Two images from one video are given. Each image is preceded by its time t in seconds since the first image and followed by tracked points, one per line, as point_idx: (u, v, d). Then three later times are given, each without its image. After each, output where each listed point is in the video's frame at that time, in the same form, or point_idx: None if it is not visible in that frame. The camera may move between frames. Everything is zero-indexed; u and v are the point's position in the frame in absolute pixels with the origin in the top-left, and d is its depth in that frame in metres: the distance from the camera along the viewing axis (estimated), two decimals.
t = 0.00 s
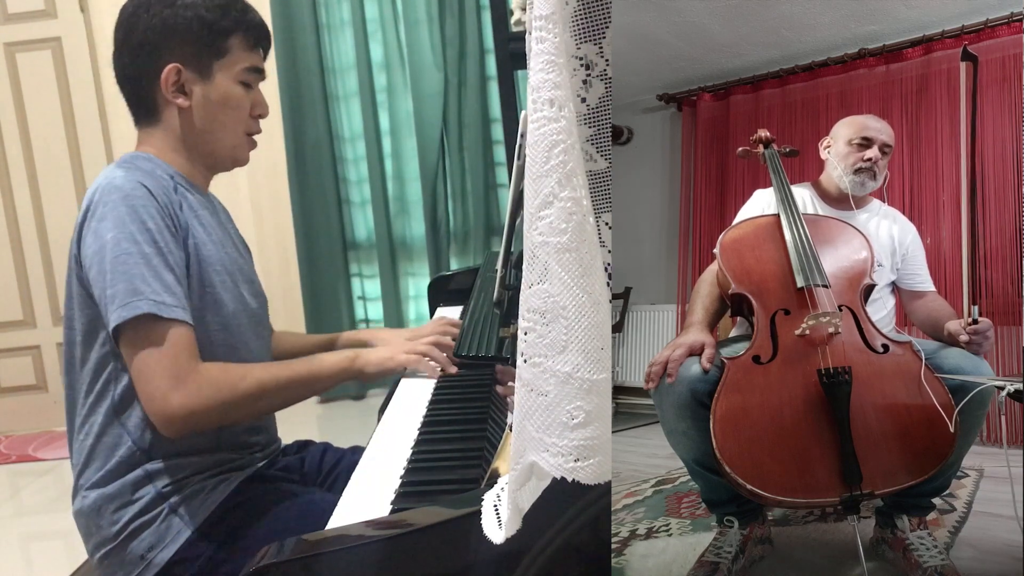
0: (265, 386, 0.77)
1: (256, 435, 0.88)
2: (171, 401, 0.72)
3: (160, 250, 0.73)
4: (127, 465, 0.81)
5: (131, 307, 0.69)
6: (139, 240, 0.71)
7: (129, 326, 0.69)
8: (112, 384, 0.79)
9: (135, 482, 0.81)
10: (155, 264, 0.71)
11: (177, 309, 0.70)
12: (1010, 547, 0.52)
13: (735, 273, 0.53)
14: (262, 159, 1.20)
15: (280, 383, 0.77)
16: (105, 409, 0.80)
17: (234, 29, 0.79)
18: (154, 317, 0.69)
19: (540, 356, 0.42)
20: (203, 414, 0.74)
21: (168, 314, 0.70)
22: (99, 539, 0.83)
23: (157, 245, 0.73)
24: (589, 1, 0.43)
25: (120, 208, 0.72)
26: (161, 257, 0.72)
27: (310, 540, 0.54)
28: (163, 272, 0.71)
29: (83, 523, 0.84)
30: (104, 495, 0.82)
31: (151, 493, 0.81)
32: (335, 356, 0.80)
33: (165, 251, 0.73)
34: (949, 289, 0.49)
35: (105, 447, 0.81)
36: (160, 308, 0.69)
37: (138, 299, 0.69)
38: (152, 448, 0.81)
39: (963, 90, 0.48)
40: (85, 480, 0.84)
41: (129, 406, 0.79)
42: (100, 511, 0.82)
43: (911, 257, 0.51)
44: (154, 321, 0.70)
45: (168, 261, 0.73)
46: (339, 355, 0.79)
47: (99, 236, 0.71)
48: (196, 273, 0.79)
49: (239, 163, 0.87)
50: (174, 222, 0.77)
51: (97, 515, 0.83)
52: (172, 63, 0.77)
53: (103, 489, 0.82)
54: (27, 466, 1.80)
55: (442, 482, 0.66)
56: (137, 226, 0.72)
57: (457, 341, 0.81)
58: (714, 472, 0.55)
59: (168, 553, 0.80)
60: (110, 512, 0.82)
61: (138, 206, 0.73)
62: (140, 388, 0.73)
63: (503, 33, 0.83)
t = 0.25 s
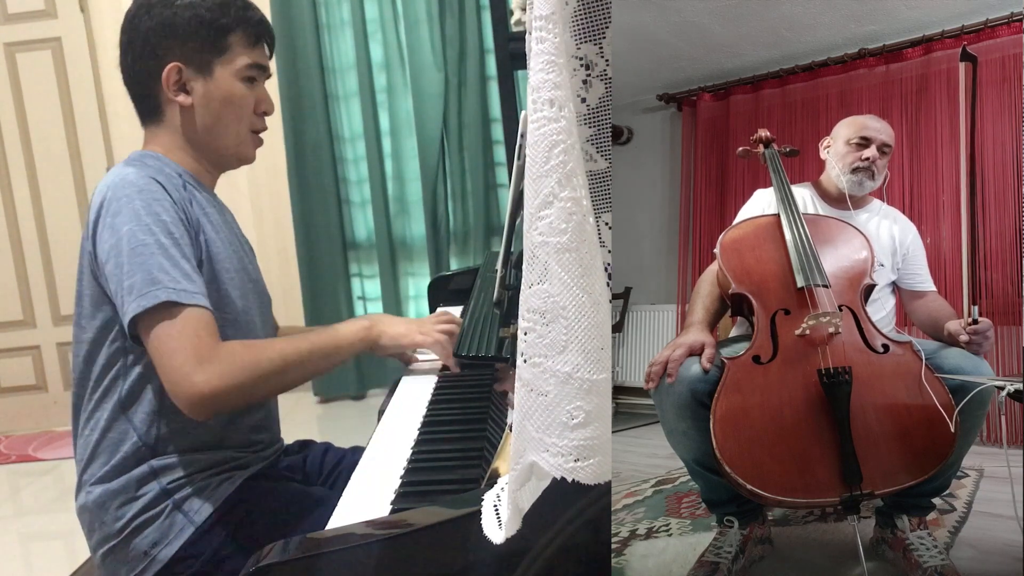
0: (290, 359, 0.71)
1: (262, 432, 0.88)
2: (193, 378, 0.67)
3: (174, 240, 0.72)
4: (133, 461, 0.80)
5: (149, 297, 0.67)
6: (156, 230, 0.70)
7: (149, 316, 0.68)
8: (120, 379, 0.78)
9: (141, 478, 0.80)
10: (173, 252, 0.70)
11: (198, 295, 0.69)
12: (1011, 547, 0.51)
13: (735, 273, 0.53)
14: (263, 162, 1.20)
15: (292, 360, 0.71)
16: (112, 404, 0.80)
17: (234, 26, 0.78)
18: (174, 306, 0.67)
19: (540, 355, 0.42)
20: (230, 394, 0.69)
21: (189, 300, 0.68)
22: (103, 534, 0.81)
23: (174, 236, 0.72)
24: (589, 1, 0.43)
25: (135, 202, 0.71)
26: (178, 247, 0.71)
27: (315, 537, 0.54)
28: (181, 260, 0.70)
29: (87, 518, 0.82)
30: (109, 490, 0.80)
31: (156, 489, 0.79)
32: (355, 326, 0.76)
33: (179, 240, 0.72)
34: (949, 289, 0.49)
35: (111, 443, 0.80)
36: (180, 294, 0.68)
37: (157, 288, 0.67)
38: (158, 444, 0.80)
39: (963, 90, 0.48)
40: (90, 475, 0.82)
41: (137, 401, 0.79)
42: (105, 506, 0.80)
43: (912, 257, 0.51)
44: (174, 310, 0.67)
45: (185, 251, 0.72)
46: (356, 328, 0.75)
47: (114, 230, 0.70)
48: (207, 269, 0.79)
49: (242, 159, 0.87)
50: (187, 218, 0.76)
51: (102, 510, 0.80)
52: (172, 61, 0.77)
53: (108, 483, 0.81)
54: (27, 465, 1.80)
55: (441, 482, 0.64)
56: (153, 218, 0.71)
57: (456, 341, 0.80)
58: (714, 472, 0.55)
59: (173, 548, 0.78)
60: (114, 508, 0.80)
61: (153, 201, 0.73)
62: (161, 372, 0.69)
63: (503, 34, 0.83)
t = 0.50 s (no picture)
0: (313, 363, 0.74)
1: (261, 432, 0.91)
2: (214, 392, 0.68)
3: (179, 252, 0.72)
4: (134, 461, 0.80)
5: (160, 310, 0.67)
6: (158, 242, 0.71)
7: (161, 328, 0.68)
8: (120, 381, 0.79)
9: (143, 476, 0.79)
10: (178, 264, 0.71)
11: (210, 305, 0.70)
12: (1012, 548, 0.51)
13: (735, 273, 0.53)
14: (263, 164, 1.21)
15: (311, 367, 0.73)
16: (113, 404, 0.79)
17: (219, 22, 0.83)
18: (186, 318, 0.68)
19: (540, 356, 0.42)
20: (252, 403, 0.71)
21: (200, 311, 0.68)
22: (104, 534, 0.80)
23: (178, 246, 0.72)
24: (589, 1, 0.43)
25: (133, 213, 0.71)
26: (182, 257, 0.72)
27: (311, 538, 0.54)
28: (186, 271, 0.71)
29: (87, 518, 0.81)
30: (110, 488, 0.79)
31: (158, 488, 0.79)
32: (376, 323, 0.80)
33: (183, 250, 0.73)
34: (949, 289, 0.49)
35: (112, 443, 0.80)
36: (192, 306, 0.68)
37: (166, 302, 0.67)
38: (161, 444, 0.80)
39: (963, 90, 0.48)
40: (91, 475, 0.81)
41: (139, 401, 0.79)
42: (106, 504, 0.80)
43: (912, 257, 0.51)
44: (186, 322, 0.68)
45: (189, 262, 0.72)
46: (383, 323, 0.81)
47: (115, 241, 0.70)
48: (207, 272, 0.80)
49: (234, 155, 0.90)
50: (186, 222, 0.77)
51: (103, 508, 0.80)
52: (159, 60, 0.80)
53: (109, 482, 0.80)
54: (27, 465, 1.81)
55: (441, 483, 0.64)
56: (153, 230, 0.71)
57: (456, 341, 0.79)
58: (714, 472, 0.55)
59: (174, 547, 0.76)
60: (115, 506, 0.79)
61: (150, 210, 0.73)
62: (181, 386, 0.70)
63: (503, 34, 0.83)
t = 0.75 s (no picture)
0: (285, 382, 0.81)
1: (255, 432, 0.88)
2: (193, 402, 0.78)
3: (161, 259, 0.75)
4: (128, 465, 0.81)
5: (144, 317, 0.72)
6: (141, 251, 0.74)
7: (145, 335, 0.73)
8: (109, 387, 0.79)
9: (138, 479, 0.81)
10: (160, 272, 0.74)
11: (192, 314, 0.75)
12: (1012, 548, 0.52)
13: (735, 273, 0.53)
14: (263, 168, 1.20)
15: (290, 385, 0.79)
16: (103, 410, 0.80)
17: (200, 19, 0.78)
18: (169, 325, 0.73)
19: (540, 356, 0.42)
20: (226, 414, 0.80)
21: (183, 319, 0.74)
22: (102, 537, 0.82)
23: (160, 254, 0.76)
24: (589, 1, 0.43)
25: (116, 220, 0.74)
26: (165, 264, 0.75)
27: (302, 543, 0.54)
28: (169, 281, 0.75)
29: (84, 522, 0.82)
30: (106, 492, 0.81)
31: (154, 490, 0.81)
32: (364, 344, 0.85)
33: (167, 258, 0.76)
34: (949, 289, 0.49)
35: (105, 448, 0.81)
36: (175, 314, 0.73)
37: (151, 309, 0.72)
38: (154, 448, 0.81)
39: (964, 89, 0.48)
40: (85, 479, 0.82)
41: (129, 407, 0.79)
42: (103, 507, 0.81)
43: (912, 257, 0.51)
44: (169, 330, 0.73)
45: (173, 270, 0.76)
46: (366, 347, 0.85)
47: (98, 248, 0.73)
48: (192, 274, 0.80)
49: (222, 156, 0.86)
50: (169, 227, 0.78)
51: (99, 512, 0.81)
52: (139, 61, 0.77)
53: (105, 486, 0.81)
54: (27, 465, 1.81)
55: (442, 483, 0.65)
56: (133, 237, 0.74)
57: (457, 341, 0.80)
58: (714, 472, 0.55)
59: (172, 548, 0.79)
60: (112, 509, 0.81)
61: (133, 216, 0.75)
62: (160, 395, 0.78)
63: (503, 33, 0.83)
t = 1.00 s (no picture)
0: (271, 375, 0.73)
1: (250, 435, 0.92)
2: (177, 404, 0.68)
3: (133, 260, 0.70)
4: (118, 472, 0.80)
5: (113, 324, 0.66)
6: (112, 253, 0.69)
7: (118, 341, 0.68)
8: (97, 394, 0.78)
9: (129, 486, 0.79)
10: (134, 273, 0.69)
11: (167, 314, 0.69)
12: (1011, 547, 0.52)
13: (735, 273, 0.53)
14: (261, 161, 1.19)
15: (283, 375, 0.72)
16: (91, 418, 0.79)
17: (170, 16, 0.78)
18: (141, 330, 0.67)
19: (540, 356, 0.42)
20: (215, 413, 0.71)
21: (156, 322, 0.67)
22: (94, 546, 0.79)
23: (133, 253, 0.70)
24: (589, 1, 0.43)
25: (85, 223, 0.69)
26: (137, 265, 0.70)
27: (292, 546, 0.53)
28: (144, 280, 0.69)
29: (77, 531, 0.80)
30: (97, 500, 0.79)
31: (147, 496, 0.79)
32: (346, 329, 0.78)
33: (138, 258, 0.71)
34: (949, 289, 0.49)
35: (94, 456, 0.80)
36: (146, 318, 0.67)
37: (121, 315, 0.66)
38: (144, 454, 0.80)
39: (963, 90, 0.48)
40: (78, 487, 0.81)
41: (118, 414, 0.79)
42: (95, 515, 0.79)
43: (912, 258, 0.51)
44: (143, 333, 0.67)
45: (147, 270, 0.71)
46: (351, 331, 0.78)
47: (69, 253, 0.68)
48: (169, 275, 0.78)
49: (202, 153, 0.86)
50: (144, 227, 0.75)
51: (91, 519, 0.79)
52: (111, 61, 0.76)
53: (97, 494, 0.80)
54: (28, 465, 1.81)
55: (441, 481, 0.64)
56: (104, 238, 0.69)
57: (457, 342, 0.78)
58: (714, 472, 0.56)
59: (164, 556, 0.76)
60: (104, 517, 0.79)
61: (103, 219, 0.70)
62: (143, 396, 0.69)
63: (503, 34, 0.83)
